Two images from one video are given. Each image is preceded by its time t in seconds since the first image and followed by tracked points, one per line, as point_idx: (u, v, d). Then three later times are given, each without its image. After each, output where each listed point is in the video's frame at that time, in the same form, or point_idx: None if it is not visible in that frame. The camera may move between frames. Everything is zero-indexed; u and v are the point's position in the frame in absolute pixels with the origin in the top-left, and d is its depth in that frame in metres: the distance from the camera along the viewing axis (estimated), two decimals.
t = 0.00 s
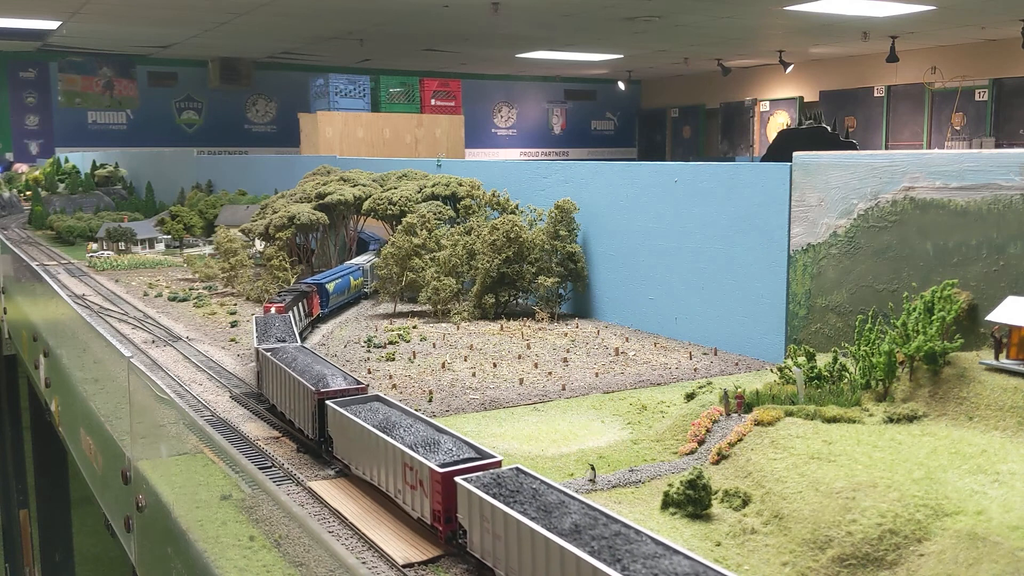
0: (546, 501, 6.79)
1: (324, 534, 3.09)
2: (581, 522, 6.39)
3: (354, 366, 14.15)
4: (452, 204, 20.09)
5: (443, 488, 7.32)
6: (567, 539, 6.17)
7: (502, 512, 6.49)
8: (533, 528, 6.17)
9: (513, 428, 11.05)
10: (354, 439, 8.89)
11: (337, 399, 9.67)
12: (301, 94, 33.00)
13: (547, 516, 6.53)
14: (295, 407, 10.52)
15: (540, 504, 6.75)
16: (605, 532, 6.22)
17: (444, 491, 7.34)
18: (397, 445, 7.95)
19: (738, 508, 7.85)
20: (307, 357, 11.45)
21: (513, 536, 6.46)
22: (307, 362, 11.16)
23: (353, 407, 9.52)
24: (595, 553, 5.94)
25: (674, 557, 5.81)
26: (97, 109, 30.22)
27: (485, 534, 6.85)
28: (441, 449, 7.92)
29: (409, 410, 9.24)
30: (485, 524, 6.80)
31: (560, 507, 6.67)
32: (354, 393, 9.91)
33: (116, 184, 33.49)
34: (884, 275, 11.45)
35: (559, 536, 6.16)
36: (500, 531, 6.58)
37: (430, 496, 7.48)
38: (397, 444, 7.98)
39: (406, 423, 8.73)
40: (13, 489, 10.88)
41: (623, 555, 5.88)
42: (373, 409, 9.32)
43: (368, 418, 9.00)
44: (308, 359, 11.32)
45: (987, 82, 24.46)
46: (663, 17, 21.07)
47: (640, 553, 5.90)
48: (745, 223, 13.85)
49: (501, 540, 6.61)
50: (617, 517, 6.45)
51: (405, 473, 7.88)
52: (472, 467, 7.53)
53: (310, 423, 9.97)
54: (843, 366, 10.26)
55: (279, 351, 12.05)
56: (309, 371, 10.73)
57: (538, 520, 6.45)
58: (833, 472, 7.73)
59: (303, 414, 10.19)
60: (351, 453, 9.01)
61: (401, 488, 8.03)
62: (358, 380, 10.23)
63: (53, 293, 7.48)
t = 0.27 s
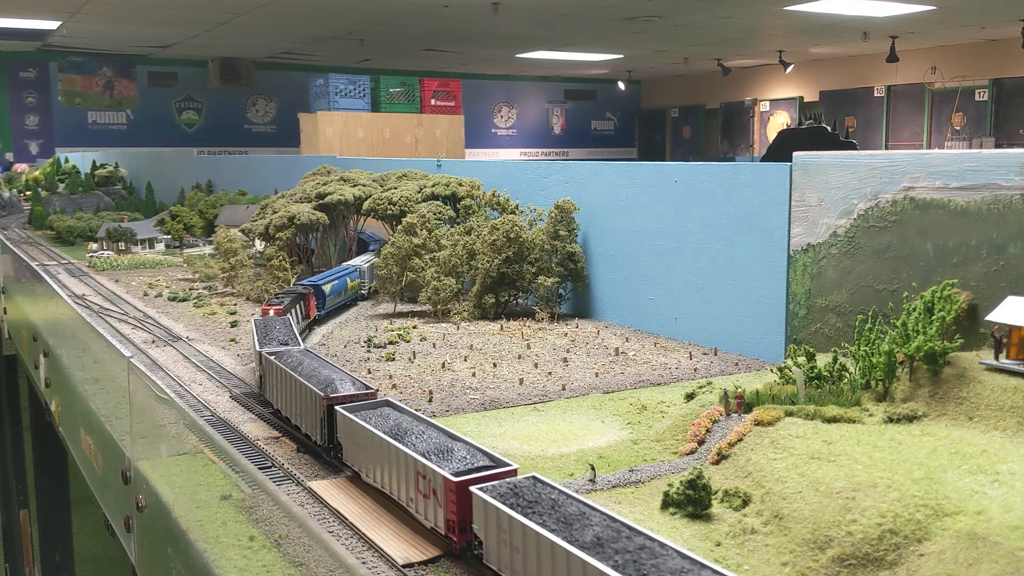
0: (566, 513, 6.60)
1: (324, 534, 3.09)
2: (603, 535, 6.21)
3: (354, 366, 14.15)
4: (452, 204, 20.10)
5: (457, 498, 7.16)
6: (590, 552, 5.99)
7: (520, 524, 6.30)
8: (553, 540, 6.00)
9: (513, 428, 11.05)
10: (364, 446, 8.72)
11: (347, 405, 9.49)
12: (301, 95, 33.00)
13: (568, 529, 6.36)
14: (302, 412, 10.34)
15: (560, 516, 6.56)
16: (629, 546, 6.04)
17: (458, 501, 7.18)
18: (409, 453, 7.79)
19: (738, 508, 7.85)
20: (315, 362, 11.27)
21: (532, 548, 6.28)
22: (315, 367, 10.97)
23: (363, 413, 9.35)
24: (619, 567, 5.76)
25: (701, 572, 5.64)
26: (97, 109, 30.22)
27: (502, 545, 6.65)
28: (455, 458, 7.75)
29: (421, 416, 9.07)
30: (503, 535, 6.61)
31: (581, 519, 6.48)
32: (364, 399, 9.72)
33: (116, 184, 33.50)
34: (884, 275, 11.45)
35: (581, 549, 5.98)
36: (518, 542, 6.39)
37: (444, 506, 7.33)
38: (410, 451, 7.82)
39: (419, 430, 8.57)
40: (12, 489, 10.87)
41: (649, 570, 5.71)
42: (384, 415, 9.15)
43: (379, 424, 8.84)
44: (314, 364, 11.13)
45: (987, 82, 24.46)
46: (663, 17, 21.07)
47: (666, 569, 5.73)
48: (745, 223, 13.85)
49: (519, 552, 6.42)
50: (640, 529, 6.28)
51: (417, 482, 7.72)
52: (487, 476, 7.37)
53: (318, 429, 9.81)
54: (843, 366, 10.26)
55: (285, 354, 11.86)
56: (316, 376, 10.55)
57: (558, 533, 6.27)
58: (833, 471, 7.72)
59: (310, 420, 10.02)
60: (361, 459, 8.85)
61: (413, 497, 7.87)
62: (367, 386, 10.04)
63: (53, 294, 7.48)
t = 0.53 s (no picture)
0: (589, 526, 6.34)
1: (324, 534, 3.09)
2: (629, 550, 5.98)
3: (354, 366, 14.15)
4: (452, 204, 20.10)
5: (474, 508, 6.93)
6: (618, 569, 5.75)
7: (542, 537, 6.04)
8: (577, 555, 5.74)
9: (513, 428, 11.05)
10: (375, 455, 8.47)
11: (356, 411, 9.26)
12: (301, 95, 33.00)
13: (592, 543, 6.10)
14: (307, 418, 10.11)
15: (584, 528, 6.31)
16: (657, 562, 5.80)
17: (475, 512, 6.95)
18: (423, 462, 7.55)
19: (738, 508, 7.85)
20: (322, 366, 11.06)
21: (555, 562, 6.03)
22: (322, 372, 10.76)
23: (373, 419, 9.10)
24: None
25: None
26: (97, 109, 30.21)
27: (521, 558, 6.38)
28: (471, 467, 7.50)
29: (434, 422, 8.81)
30: (522, 548, 6.35)
31: (606, 533, 6.23)
32: (375, 404, 9.53)
33: (116, 184, 33.52)
34: (884, 275, 11.45)
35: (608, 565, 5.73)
36: (538, 556, 6.13)
37: (460, 517, 7.09)
38: (424, 460, 7.58)
39: (432, 437, 8.33)
40: (12, 489, 10.87)
41: None
42: (396, 422, 8.90)
43: (391, 432, 8.59)
44: (320, 368, 10.94)
45: (987, 82, 24.45)
46: (663, 17, 21.07)
47: None
48: (745, 223, 13.84)
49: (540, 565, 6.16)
50: (667, 544, 6.04)
51: (431, 491, 7.48)
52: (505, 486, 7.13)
53: (327, 436, 9.59)
54: (843, 366, 10.26)
55: (290, 358, 11.65)
56: (324, 380, 10.34)
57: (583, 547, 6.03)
58: (833, 472, 7.73)
59: (318, 425, 9.80)
60: (372, 467, 8.60)
61: (426, 506, 7.63)
62: (377, 391, 9.84)
63: (53, 294, 7.48)
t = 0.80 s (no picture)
0: (613, 540, 6.10)
1: (324, 534, 3.09)
2: (655, 565, 5.73)
3: (354, 366, 14.15)
4: (452, 204, 20.10)
5: (491, 519, 6.71)
6: None
7: (564, 552, 5.81)
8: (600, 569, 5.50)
9: (513, 428, 11.04)
10: (387, 462, 8.25)
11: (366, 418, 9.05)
12: (301, 95, 33.00)
13: (617, 558, 5.86)
14: (315, 423, 9.88)
15: (606, 542, 6.09)
16: None
17: (491, 523, 6.72)
18: (438, 471, 7.34)
19: (738, 508, 7.85)
20: (328, 370, 10.85)
21: None
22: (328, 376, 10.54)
23: (383, 426, 8.88)
24: None
25: None
26: (97, 109, 30.21)
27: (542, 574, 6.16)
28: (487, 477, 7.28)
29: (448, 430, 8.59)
30: (542, 563, 6.13)
31: (631, 548, 5.97)
32: (384, 409, 9.31)
33: (116, 184, 33.52)
34: (884, 275, 11.45)
35: None
36: (559, 570, 5.91)
37: (476, 528, 6.87)
38: (438, 469, 7.38)
39: (446, 445, 8.12)
40: (13, 490, 10.87)
41: None
42: (408, 429, 8.69)
43: (403, 439, 8.37)
44: (326, 372, 10.73)
45: (987, 82, 24.44)
46: (663, 17, 21.07)
47: None
48: (745, 223, 13.85)
49: None
50: (695, 558, 5.77)
51: (446, 501, 7.27)
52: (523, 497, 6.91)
53: (336, 442, 9.35)
54: (843, 366, 10.27)
55: (294, 363, 11.43)
56: (331, 385, 10.12)
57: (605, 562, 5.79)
58: (833, 472, 7.73)
59: (327, 432, 9.56)
60: (383, 475, 8.39)
61: (441, 516, 7.42)
62: (386, 396, 9.63)
63: (53, 294, 7.47)
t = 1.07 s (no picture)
0: (639, 554, 5.96)
1: (324, 534, 3.09)
2: None
3: (354, 366, 14.15)
4: (452, 204, 20.10)
5: (509, 531, 6.50)
6: None
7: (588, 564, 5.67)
8: None
9: (514, 428, 11.04)
10: (399, 469, 8.06)
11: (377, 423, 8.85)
12: (301, 94, 33.00)
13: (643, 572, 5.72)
14: (323, 429, 9.74)
15: (632, 556, 5.95)
16: None
17: (510, 535, 6.51)
18: (454, 480, 7.14)
19: (738, 508, 7.85)
20: (337, 375, 10.69)
21: None
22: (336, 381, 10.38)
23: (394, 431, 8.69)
24: None
25: None
26: (97, 109, 30.21)
27: None
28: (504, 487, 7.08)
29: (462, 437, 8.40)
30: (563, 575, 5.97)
31: (657, 563, 5.82)
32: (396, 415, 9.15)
33: (116, 184, 33.53)
34: (884, 275, 11.45)
35: None
36: None
37: (493, 539, 6.67)
38: (453, 477, 7.19)
39: (460, 452, 7.93)
40: (12, 490, 10.86)
41: None
42: (420, 435, 8.50)
43: (415, 446, 8.19)
44: (333, 377, 10.58)
45: (987, 82, 24.43)
46: (663, 17, 21.07)
47: None
48: (745, 223, 13.85)
49: None
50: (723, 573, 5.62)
51: (461, 511, 7.08)
52: (541, 507, 6.72)
53: (347, 449, 9.16)
54: (843, 365, 10.27)
55: (301, 367, 11.27)
56: (340, 390, 9.96)
57: None
58: (833, 472, 7.72)
59: (336, 437, 9.37)
60: (394, 482, 8.19)
61: (456, 527, 7.23)
62: (397, 402, 9.47)
63: (53, 294, 7.47)
